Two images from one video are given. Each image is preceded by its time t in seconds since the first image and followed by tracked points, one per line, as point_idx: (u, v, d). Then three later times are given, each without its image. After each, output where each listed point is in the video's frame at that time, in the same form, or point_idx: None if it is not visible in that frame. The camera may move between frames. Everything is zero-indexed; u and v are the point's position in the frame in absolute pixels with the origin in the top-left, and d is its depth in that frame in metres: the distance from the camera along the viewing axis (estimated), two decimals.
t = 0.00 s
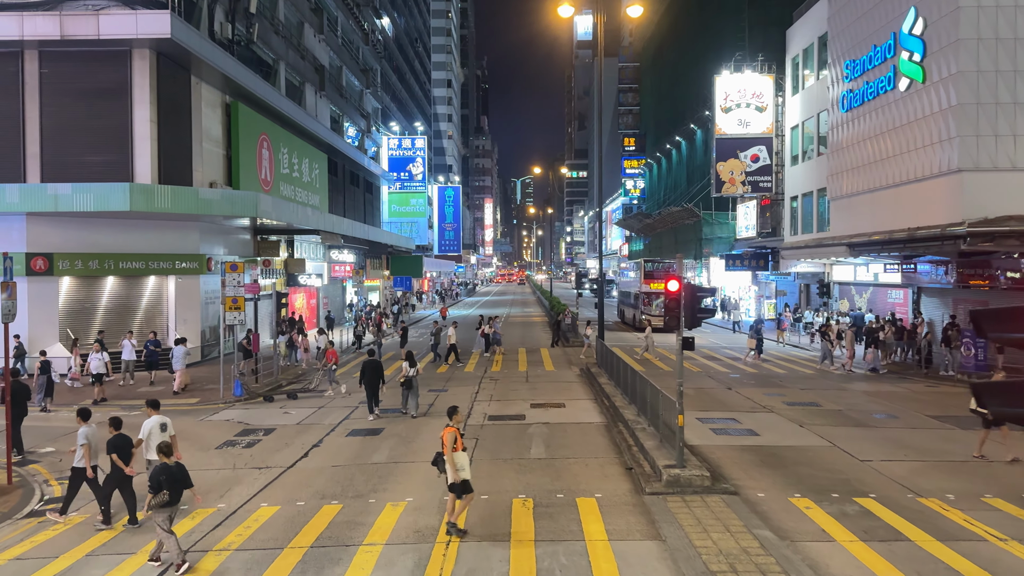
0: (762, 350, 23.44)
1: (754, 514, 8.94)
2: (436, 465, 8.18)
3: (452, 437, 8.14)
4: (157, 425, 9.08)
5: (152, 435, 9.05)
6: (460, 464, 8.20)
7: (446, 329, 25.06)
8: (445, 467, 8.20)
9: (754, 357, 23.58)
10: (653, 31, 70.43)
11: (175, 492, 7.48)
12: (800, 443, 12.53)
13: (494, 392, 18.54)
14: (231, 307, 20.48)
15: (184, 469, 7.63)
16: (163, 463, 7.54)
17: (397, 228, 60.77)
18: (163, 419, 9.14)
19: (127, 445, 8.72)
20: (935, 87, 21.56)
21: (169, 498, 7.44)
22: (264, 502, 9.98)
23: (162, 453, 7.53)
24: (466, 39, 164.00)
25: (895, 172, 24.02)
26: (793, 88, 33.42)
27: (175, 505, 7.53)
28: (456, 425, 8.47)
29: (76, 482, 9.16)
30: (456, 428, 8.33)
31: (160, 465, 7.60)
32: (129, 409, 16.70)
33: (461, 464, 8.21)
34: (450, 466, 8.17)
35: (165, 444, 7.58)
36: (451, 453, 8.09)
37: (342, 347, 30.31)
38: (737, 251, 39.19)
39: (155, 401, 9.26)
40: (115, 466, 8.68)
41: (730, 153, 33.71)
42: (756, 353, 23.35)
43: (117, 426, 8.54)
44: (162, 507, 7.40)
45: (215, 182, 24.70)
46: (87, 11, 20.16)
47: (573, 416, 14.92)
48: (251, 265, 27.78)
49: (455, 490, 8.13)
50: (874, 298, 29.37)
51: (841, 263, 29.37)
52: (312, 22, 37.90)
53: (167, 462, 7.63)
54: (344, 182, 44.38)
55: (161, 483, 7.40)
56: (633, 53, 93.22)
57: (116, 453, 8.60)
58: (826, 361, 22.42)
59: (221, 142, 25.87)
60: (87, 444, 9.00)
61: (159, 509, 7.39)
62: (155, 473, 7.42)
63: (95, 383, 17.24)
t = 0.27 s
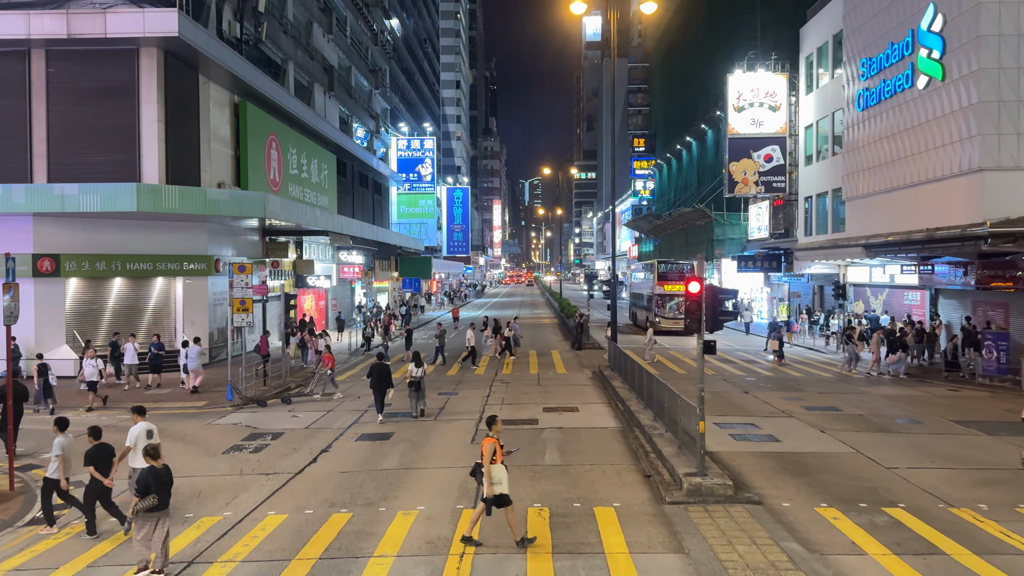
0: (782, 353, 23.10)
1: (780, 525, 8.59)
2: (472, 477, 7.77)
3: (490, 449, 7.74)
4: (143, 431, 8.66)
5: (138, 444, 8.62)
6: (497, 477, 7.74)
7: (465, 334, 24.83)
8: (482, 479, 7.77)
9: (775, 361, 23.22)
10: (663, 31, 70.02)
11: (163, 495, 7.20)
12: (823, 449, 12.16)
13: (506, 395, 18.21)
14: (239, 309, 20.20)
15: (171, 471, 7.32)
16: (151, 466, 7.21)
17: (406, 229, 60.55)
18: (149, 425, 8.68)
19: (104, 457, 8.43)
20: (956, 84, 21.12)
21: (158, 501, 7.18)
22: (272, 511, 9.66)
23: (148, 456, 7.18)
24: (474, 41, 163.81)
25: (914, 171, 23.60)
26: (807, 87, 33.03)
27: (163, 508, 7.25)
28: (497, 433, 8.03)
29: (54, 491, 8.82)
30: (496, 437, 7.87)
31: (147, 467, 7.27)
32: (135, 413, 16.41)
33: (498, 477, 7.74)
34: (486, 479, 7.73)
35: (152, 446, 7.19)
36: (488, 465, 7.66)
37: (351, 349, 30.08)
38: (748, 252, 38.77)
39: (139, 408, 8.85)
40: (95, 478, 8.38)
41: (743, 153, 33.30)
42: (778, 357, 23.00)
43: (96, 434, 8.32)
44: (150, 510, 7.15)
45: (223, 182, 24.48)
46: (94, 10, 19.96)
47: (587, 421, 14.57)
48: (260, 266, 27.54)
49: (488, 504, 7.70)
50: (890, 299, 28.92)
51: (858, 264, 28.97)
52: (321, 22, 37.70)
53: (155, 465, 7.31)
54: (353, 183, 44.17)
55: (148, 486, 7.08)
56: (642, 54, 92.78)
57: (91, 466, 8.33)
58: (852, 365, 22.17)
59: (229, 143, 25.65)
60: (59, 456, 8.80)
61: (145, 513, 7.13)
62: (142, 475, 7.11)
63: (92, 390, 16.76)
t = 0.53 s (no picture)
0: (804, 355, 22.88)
1: (806, 536, 8.29)
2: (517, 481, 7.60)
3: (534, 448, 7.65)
4: (130, 437, 8.50)
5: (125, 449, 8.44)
6: (542, 481, 7.56)
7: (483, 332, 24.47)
8: (527, 483, 7.60)
9: (799, 361, 22.99)
10: (673, 30, 69.64)
11: (149, 505, 6.92)
12: (845, 455, 11.85)
13: (517, 398, 17.95)
14: (248, 310, 20.00)
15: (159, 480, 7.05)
16: (138, 475, 6.96)
17: (415, 229, 60.36)
18: (137, 430, 8.56)
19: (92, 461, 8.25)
20: (976, 82, 20.71)
21: (144, 511, 6.89)
22: (280, 518, 9.41)
23: (136, 464, 6.95)
24: (483, 41, 163.62)
25: (932, 170, 23.20)
26: (820, 86, 32.68)
27: (150, 518, 6.98)
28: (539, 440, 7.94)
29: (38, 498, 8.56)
30: (539, 442, 7.80)
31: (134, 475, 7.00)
32: (142, 415, 16.23)
33: (544, 481, 7.57)
34: (532, 482, 7.56)
35: (140, 455, 6.99)
36: (532, 467, 7.53)
37: (361, 350, 29.90)
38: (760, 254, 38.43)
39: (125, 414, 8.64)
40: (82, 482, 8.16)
41: (755, 153, 32.96)
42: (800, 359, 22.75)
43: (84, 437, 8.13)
44: (135, 521, 6.86)
45: (232, 182, 24.30)
46: (102, 8, 19.81)
47: (601, 425, 14.30)
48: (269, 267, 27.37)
49: (536, 508, 7.47)
50: (905, 301, 28.55)
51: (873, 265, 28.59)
52: (331, 21, 37.52)
53: (141, 473, 7.04)
54: (362, 183, 43.99)
55: (134, 495, 6.81)
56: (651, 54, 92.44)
57: (77, 468, 8.13)
58: (876, 369, 21.90)
59: (238, 143, 25.48)
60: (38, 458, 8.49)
61: (131, 523, 6.84)
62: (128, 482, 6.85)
63: (85, 392, 16.32)
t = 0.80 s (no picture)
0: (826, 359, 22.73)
1: (829, 544, 8.03)
2: (559, 488, 7.27)
3: (578, 458, 7.24)
4: (113, 441, 8.40)
5: (109, 452, 8.33)
6: (585, 490, 7.23)
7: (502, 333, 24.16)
8: (566, 492, 7.25)
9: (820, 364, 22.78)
10: (682, 30, 69.30)
11: (138, 506, 6.91)
12: (865, 460, 11.58)
13: (528, 401, 17.69)
14: (257, 311, 19.83)
15: (147, 481, 7.05)
16: (126, 475, 6.98)
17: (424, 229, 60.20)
18: (120, 435, 8.46)
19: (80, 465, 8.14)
20: (994, 79, 20.37)
21: (132, 512, 6.87)
22: (288, 524, 9.21)
23: (125, 465, 6.97)
24: (491, 42, 163.62)
25: (949, 169, 22.87)
26: (833, 85, 32.35)
27: (138, 518, 6.95)
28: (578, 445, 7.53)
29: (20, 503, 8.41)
30: (580, 448, 7.38)
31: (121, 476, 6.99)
32: (149, 417, 16.10)
33: (587, 490, 7.25)
34: (574, 491, 7.21)
35: (128, 456, 7.00)
36: (575, 478, 7.13)
37: (370, 351, 29.73)
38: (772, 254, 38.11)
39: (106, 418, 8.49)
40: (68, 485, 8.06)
41: (767, 152, 32.64)
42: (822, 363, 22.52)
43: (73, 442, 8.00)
44: (123, 522, 6.80)
45: (241, 183, 24.16)
46: (111, 7, 19.69)
47: (614, 428, 14.06)
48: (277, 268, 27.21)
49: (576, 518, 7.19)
50: (920, 302, 28.21)
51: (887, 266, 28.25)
52: (340, 21, 37.39)
53: (129, 474, 7.03)
54: (371, 184, 43.83)
55: (122, 495, 6.78)
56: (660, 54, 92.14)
57: (67, 472, 8.04)
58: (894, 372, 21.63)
59: (247, 143, 25.34)
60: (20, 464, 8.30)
61: (119, 523, 6.80)
62: (117, 483, 6.83)
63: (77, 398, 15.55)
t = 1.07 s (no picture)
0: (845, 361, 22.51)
1: (849, 552, 7.84)
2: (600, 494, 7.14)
3: (619, 462, 7.10)
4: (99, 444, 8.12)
5: (95, 456, 8.09)
6: (628, 495, 7.10)
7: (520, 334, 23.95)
8: (610, 497, 7.11)
9: (840, 367, 22.54)
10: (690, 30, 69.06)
11: (126, 509, 6.83)
12: (882, 464, 11.38)
13: (537, 403, 17.54)
14: (265, 312, 19.70)
15: (137, 484, 6.95)
16: (116, 479, 6.86)
17: (431, 230, 60.09)
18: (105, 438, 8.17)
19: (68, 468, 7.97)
20: (1008, 78, 20.13)
21: (120, 515, 6.80)
22: (296, 528, 9.07)
23: (114, 469, 6.84)
24: (499, 42, 163.59)
25: (962, 169, 22.62)
26: (844, 85, 32.12)
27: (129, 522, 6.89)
28: (621, 448, 7.39)
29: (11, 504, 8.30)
30: (623, 453, 7.23)
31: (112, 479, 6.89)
32: (156, 419, 16.01)
33: (629, 495, 7.11)
34: (617, 497, 7.07)
35: (118, 459, 6.87)
36: (617, 483, 7.00)
37: (377, 352, 29.61)
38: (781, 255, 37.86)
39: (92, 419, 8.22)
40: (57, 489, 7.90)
41: (778, 152, 32.41)
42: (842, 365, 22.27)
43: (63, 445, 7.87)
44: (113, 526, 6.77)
45: (248, 183, 24.08)
46: (118, 7, 19.63)
47: (625, 431, 13.89)
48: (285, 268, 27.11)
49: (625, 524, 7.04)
50: (932, 304, 27.94)
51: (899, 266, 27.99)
52: (347, 21, 37.33)
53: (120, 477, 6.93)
54: (379, 184, 43.74)
55: (111, 500, 6.71)
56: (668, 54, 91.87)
57: (56, 473, 7.91)
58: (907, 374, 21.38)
59: (255, 143, 25.26)
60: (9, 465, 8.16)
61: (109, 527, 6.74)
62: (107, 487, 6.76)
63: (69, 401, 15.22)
